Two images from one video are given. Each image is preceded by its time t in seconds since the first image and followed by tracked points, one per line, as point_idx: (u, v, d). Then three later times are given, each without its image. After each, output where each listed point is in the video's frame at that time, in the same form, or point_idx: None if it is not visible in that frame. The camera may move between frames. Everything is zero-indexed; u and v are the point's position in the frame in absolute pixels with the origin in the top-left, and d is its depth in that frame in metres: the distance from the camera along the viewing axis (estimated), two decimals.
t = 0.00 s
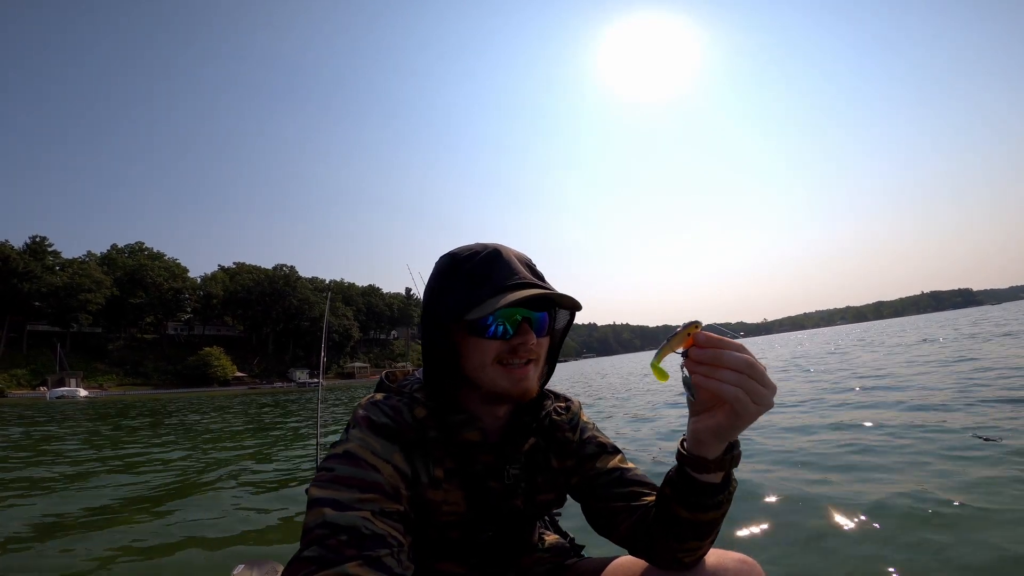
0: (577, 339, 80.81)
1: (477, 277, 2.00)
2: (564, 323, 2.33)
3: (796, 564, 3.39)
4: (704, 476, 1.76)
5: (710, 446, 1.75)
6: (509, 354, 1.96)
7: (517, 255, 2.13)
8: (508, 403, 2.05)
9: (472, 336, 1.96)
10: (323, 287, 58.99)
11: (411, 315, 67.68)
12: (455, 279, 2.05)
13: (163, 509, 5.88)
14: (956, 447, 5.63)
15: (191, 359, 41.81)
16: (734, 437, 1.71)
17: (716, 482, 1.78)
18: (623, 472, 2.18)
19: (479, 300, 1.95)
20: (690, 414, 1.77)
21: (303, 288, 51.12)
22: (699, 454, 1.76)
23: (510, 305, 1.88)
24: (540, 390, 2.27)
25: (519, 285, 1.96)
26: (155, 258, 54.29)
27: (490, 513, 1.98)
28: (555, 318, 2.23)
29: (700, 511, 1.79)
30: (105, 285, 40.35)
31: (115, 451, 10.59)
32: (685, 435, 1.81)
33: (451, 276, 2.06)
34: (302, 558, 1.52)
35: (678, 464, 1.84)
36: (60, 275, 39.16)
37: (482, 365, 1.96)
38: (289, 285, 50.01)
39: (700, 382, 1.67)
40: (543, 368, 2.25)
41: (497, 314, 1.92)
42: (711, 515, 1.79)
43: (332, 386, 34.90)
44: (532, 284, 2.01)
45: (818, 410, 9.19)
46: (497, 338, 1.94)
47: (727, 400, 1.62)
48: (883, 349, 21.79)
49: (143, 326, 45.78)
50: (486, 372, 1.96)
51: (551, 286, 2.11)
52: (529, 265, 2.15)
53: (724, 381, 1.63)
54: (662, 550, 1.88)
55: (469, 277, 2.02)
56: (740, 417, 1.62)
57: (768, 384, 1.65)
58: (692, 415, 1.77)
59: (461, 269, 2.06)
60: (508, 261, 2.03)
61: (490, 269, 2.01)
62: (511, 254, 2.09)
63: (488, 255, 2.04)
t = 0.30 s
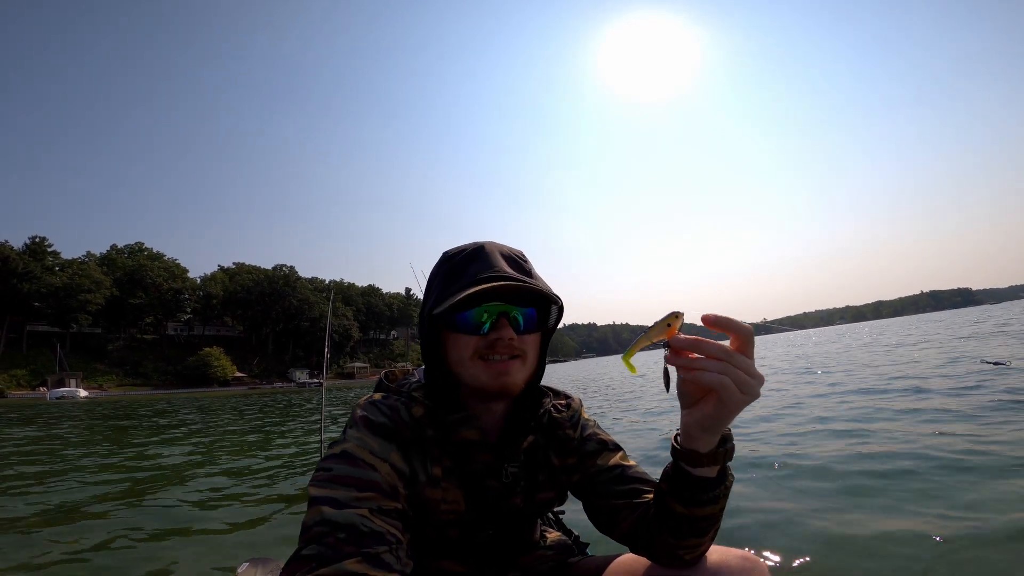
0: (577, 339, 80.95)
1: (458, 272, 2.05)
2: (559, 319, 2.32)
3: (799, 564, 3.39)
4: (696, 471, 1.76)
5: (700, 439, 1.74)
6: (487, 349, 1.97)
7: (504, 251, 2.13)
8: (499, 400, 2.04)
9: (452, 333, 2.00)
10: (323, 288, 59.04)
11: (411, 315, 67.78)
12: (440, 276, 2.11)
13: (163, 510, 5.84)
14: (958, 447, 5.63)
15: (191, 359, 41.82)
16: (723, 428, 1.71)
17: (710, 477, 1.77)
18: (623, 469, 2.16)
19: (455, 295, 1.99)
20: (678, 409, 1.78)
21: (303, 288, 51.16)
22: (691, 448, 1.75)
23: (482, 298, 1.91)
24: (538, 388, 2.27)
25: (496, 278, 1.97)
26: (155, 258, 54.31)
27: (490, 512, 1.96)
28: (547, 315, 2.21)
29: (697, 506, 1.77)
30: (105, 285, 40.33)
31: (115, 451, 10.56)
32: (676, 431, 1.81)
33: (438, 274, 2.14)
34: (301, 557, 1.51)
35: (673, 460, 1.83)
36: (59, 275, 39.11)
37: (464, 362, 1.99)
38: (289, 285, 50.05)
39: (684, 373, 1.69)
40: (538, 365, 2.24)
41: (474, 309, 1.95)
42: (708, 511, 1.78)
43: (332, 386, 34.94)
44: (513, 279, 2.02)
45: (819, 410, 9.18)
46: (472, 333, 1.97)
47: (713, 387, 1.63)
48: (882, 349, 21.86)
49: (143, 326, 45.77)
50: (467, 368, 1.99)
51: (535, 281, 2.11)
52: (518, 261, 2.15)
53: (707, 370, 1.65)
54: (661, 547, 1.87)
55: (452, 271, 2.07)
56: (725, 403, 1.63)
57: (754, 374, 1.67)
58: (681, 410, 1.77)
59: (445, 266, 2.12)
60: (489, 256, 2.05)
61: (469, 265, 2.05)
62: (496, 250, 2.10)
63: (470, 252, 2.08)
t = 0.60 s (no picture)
0: (576, 339, 81.10)
1: (451, 273, 2.10)
2: (554, 312, 2.36)
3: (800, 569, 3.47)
4: (709, 457, 1.81)
5: (713, 426, 1.79)
6: (488, 348, 2.03)
7: (495, 247, 2.18)
8: (506, 394, 2.10)
9: (451, 333, 2.06)
10: (323, 288, 59.13)
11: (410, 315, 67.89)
12: (434, 276, 2.16)
13: (169, 510, 5.89)
14: (957, 447, 5.69)
15: (191, 359, 41.87)
16: (735, 415, 1.76)
17: (720, 463, 1.83)
18: (633, 462, 2.22)
19: (449, 297, 2.04)
20: (693, 395, 1.82)
21: (303, 288, 51.23)
22: (704, 434, 1.81)
23: (476, 298, 1.96)
24: (546, 382, 2.32)
25: (489, 278, 2.01)
26: (155, 258, 54.42)
27: (501, 505, 2.02)
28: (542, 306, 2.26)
29: (707, 493, 1.83)
30: (104, 285, 40.34)
31: (121, 451, 10.64)
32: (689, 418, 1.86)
33: (432, 275, 2.18)
34: (324, 546, 1.56)
35: (684, 447, 1.88)
36: (59, 275, 39.12)
37: (467, 360, 2.05)
38: (288, 285, 50.13)
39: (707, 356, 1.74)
40: (542, 359, 2.30)
41: (469, 309, 2.01)
42: (717, 498, 1.84)
43: (332, 386, 35.03)
44: (508, 278, 2.06)
45: (819, 408, 9.25)
46: (472, 333, 2.02)
47: (736, 369, 1.67)
48: (880, 348, 21.96)
49: (143, 327, 45.81)
50: (471, 368, 2.05)
51: (529, 276, 2.15)
52: (509, 255, 2.21)
53: (730, 353, 1.70)
54: (671, 537, 1.92)
55: (447, 271, 2.12)
56: (745, 385, 1.68)
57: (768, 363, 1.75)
58: (695, 396, 1.82)
59: (436, 270, 2.16)
60: (481, 254, 2.09)
61: (462, 265, 2.09)
62: (487, 248, 2.15)
63: (462, 251, 2.13)
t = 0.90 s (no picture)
0: (575, 339, 81.09)
1: (456, 274, 2.09)
2: (555, 317, 2.36)
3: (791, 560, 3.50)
4: (704, 446, 1.81)
5: (710, 412, 1.80)
6: (490, 352, 2.02)
7: (500, 252, 2.17)
8: (501, 398, 2.10)
9: (452, 335, 2.05)
10: (322, 287, 59.05)
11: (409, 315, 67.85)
12: (437, 276, 2.15)
13: (164, 509, 5.89)
14: (952, 447, 5.69)
15: (190, 359, 41.80)
16: (733, 397, 1.78)
17: (715, 453, 1.83)
18: (622, 460, 2.22)
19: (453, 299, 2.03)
20: (693, 381, 1.82)
21: (302, 288, 51.14)
22: (700, 421, 1.81)
23: (480, 303, 1.96)
24: (539, 383, 2.32)
25: (495, 283, 2.01)
26: (153, 258, 54.28)
27: (495, 503, 2.02)
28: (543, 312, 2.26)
29: (701, 483, 1.83)
30: (102, 286, 40.23)
31: (119, 451, 10.63)
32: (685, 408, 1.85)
33: (436, 274, 2.17)
34: (315, 545, 1.55)
35: (678, 438, 1.88)
36: (57, 276, 38.93)
37: (466, 363, 2.05)
38: (287, 285, 50.05)
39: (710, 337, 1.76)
40: (537, 362, 2.29)
41: (472, 312, 2.00)
42: (711, 490, 1.84)
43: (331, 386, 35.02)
44: (512, 283, 2.05)
45: (816, 409, 9.24)
46: (475, 336, 2.02)
47: (740, 346, 1.69)
48: (878, 348, 22.00)
49: (141, 327, 45.70)
50: (472, 371, 2.04)
51: (533, 281, 2.15)
52: (514, 261, 2.19)
53: (731, 331, 1.73)
54: (662, 533, 1.92)
55: (451, 272, 2.11)
56: (745, 363, 1.70)
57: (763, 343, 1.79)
58: (694, 381, 1.82)
59: (440, 272, 2.15)
60: (486, 257, 2.08)
61: (467, 267, 2.08)
62: (492, 253, 2.13)
63: (467, 253, 2.12)
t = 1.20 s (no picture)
0: (575, 339, 81.05)
1: (454, 272, 2.00)
2: (549, 309, 2.34)
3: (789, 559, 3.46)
4: (726, 471, 1.75)
5: (741, 439, 1.71)
6: (497, 346, 1.98)
7: (495, 246, 2.13)
8: (497, 395, 2.07)
9: (455, 332, 1.98)
10: (322, 287, 59.03)
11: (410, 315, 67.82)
12: (431, 275, 2.05)
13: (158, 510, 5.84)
14: (953, 444, 5.65)
15: (190, 359, 41.77)
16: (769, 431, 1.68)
17: (734, 477, 1.77)
18: (617, 464, 2.18)
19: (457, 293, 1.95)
20: (733, 407, 1.69)
21: (302, 288, 51.08)
22: (731, 449, 1.73)
23: (489, 296, 1.90)
24: (532, 382, 2.27)
25: (500, 275, 1.96)
26: (153, 258, 54.25)
27: (486, 506, 1.99)
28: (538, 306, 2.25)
29: (714, 505, 1.78)
30: (102, 286, 40.22)
31: (118, 451, 10.59)
32: (714, 431, 1.75)
33: (430, 272, 2.07)
34: (300, 546, 1.53)
35: (696, 457, 1.82)
36: (56, 275, 38.86)
37: (470, 359, 1.98)
38: (287, 285, 50.00)
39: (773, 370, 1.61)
40: (531, 360, 2.26)
41: (477, 307, 1.94)
42: (724, 510, 1.79)
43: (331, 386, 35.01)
44: (513, 273, 2.01)
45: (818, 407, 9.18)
46: (482, 331, 1.97)
47: (806, 390, 1.55)
48: (879, 347, 21.95)
49: (141, 327, 45.68)
50: (476, 367, 1.98)
51: (532, 272, 2.12)
52: (508, 254, 2.16)
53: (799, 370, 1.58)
54: (663, 542, 1.88)
55: (447, 267, 2.02)
56: (804, 406, 1.58)
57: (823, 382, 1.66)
58: (733, 408, 1.70)
59: (438, 263, 2.05)
60: (485, 250, 2.02)
61: (463, 265, 2.00)
62: (489, 245, 2.09)
63: (463, 249, 2.03)
